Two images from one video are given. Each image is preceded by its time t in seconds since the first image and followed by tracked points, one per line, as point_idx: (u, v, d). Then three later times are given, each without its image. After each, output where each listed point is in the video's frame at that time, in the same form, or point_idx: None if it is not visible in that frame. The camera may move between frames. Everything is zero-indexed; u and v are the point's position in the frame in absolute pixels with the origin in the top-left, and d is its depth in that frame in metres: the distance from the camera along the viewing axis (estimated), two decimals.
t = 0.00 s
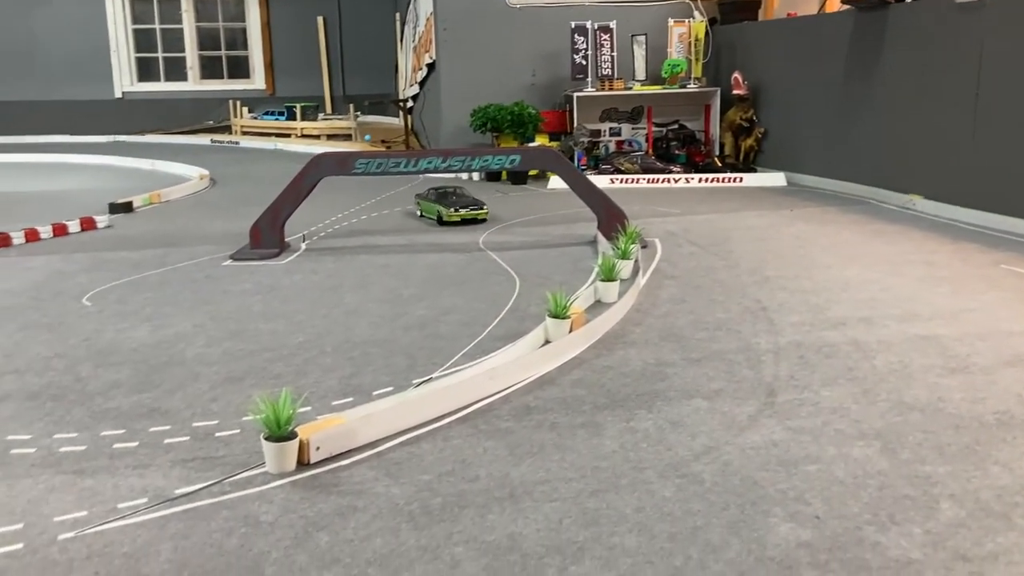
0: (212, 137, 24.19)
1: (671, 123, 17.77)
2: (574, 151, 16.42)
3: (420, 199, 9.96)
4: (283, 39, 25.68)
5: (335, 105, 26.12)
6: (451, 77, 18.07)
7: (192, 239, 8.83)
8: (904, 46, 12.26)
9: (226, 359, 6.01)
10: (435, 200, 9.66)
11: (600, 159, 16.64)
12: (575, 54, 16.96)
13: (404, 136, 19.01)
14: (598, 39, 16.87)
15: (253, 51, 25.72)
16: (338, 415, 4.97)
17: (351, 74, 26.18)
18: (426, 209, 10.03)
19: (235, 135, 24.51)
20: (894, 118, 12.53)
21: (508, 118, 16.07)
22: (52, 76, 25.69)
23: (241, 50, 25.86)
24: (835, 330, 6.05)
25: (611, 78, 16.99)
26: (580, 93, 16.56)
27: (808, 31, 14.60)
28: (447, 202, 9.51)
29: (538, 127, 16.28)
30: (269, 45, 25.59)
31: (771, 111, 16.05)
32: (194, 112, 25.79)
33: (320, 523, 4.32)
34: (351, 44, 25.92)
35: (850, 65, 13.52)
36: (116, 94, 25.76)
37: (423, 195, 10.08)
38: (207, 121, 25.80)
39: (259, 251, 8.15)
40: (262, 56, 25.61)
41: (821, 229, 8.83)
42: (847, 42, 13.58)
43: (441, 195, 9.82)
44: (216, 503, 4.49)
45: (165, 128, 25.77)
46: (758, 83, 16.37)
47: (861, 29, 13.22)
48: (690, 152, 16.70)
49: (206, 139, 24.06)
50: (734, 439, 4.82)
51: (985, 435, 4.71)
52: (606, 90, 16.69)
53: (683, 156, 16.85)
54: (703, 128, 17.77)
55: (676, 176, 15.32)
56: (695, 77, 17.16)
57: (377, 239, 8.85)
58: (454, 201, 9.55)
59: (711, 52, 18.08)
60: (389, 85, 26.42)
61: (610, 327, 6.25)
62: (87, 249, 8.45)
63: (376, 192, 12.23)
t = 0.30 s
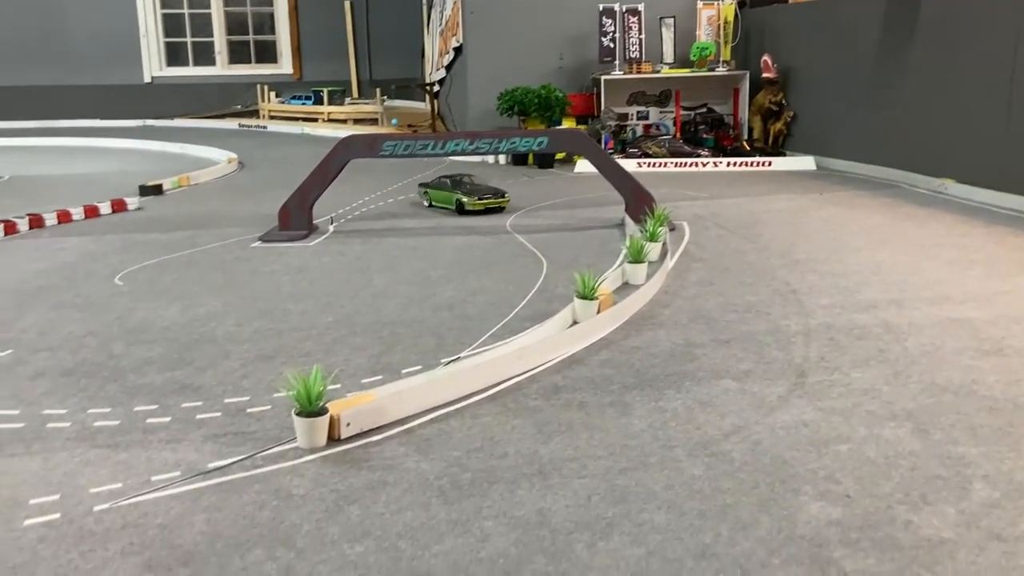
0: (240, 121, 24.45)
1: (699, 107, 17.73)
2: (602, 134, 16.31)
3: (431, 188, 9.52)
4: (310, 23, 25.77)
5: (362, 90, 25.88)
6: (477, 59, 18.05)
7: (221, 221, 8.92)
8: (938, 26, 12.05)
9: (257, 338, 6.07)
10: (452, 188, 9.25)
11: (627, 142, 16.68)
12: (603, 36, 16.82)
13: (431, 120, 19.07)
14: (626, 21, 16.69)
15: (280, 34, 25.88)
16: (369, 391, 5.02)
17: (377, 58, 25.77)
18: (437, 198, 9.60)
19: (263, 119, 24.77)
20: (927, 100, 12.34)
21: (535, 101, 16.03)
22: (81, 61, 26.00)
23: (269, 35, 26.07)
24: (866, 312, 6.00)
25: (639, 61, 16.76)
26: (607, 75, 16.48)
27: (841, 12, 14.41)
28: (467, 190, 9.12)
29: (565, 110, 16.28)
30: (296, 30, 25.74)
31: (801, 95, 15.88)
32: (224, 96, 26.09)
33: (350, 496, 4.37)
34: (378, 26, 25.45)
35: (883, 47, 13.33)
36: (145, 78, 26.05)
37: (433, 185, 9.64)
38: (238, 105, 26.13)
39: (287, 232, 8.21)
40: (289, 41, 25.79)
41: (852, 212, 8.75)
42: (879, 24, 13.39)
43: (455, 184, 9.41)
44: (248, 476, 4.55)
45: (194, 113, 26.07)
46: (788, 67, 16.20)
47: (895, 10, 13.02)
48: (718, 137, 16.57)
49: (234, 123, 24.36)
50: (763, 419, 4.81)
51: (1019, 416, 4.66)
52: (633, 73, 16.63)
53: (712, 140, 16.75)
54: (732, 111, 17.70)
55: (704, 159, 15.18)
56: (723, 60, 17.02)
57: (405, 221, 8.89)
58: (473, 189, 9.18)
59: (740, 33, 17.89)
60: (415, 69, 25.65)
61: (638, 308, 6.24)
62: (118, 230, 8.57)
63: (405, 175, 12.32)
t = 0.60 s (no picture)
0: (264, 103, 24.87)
1: (726, 89, 17.67)
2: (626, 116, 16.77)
3: (447, 175, 9.11)
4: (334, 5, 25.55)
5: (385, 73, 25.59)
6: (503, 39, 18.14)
7: (248, 201, 8.99)
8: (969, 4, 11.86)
9: (284, 314, 6.12)
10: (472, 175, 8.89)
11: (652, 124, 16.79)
12: (629, 17, 16.73)
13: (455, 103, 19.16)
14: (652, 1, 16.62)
15: (305, 15, 25.77)
16: (395, 366, 5.06)
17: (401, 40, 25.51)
18: (451, 185, 9.20)
19: (288, 101, 24.95)
20: (958, 80, 12.16)
21: (560, 82, 16.00)
22: (107, 45, 26.22)
23: (293, 18, 26.02)
24: (894, 292, 5.95)
25: (665, 42, 16.65)
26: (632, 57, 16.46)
27: None
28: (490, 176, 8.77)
29: (590, 92, 16.25)
30: (320, 11, 25.54)
31: (829, 77, 15.72)
32: (250, 78, 26.26)
33: (379, 468, 4.41)
34: (402, 10, 25.21)
35: (913, 27, 13.15)
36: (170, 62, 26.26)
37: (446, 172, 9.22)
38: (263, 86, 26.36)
39: (313, 213, 8.26)
40: (313, 23, 25.60)
41: (881, 194, 8.68)
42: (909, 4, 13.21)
43: (472, 170, 9.04)
44: (277, 448, 4.60)
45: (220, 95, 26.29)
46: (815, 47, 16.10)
47: None
48: (744, 118, 16.62)
49: (259, 105, 24.82)
50: (791, 396, 4.79)
51: None
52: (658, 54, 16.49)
53: (737, 122, 16.80)
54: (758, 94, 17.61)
55: (730, 142, 15.09)
56: (750, 41, 16.93)
57: (430, 202, 8.93)
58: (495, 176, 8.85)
59: (766, 16, 17.82)
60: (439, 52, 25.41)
61: (663, 287, 6.23)
62: (146, 209, 8.67)
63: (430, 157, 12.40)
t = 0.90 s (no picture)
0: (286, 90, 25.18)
1: (749, 74, 17.48)
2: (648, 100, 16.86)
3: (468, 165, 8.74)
4: None
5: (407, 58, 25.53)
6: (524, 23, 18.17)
7: (271, 185, 9.05)
8: None
9: (308, 296, 6.16)
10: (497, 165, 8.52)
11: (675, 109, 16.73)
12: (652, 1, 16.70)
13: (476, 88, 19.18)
14: None
15: None
16: (419, 346, 5.09)
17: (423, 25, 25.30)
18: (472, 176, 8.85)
19: (308, 88, 25.06)
20: (986, 63, 11.99)
21: (581, 67, 15.97)
22: (130, 31, 26.40)
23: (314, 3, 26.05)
24: (920, 276, 5.91)
25: (688, 26, 16.75)
26: (655, 40, 16.42)
27: None
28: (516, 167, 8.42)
29: (611, 76, 16.22)
30: None
31: (854, 62, 15.57)
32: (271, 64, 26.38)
33: (403, 446, 4.45)
34: None
35: (940, 11, 12.97)
36: (192, 48, 26.43)
37: (466, 162, 8.86)
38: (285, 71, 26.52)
39: (335, 196, 8.31)
40: (334, 8, 25.64)
41: (906, 178, 8.61)
42: None
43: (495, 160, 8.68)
44: (302, 425, 4.64)
45: (243, 80, 26.49)
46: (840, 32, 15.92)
47: None
48: (768, 104, 16.57)
49: (280, 91, 25.14)
50: (816, 378, 4.78)
51: None
52: (681, 38, 16.59)
53: (761, 107, 16.70)
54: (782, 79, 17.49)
55: (754, 126, 15.02)
56: (774, 26, 16.82)
57: (451, 186, 8.95)
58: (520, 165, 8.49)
59: None
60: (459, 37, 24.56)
61: (687, 271, 6.22)
62: (170, 193, 8.75)
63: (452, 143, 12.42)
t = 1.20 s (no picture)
0: (306, 78, 25.29)
1: (772, 62, 17.42)
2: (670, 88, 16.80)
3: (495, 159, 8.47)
4: None
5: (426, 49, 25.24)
6: (545, 11, 18.15)
7: (293, 173, 9.09)
8: None
9: (330, 282, 6.19)
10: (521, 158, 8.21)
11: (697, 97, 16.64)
12: None
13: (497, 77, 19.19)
14: None
15: None
16: (442, 331, 5.10)
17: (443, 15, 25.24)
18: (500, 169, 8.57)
19: (330, 76, 25.17)
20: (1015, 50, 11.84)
21: (603, 55, 15.93)
22: (152, 21, 26.57)
23: None
24: (946, 265, 5.86)
25: (710, 14, 16.58)
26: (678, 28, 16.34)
27: None
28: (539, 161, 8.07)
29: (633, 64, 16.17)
30: None
31: (879, 50, 15.42)
32: (292, 54, 26.43)
33: (427, 429, 4.47)
34: None
35: None
36: (214, 36, 26.60)
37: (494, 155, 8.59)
38: (306, 62, 26.43)
39: (357, 184, 8.36)
40: None
41: (931, 166, 8.55)
42: None
43: (521, 153, 8.37)
44: (326, 409, 4.67)
45: (264, 69, 26.58)
46: (865, 19, 15.78)
47: None
48: (791, 92, 16.41)
49: (301, 79, 25.24)
50: (841, 365, 4.76)
51: None
52: (703, 25, 16.50)
53: (783, 96, 16.55)
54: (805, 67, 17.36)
55: (777, 114, 14.96)
56: (797, 13, 16.69)
57: (472, 174, 8.96)
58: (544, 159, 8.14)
59: None
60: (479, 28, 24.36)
61: (710, 259, 6.19)
62: (192, 180, 8.81)
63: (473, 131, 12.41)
